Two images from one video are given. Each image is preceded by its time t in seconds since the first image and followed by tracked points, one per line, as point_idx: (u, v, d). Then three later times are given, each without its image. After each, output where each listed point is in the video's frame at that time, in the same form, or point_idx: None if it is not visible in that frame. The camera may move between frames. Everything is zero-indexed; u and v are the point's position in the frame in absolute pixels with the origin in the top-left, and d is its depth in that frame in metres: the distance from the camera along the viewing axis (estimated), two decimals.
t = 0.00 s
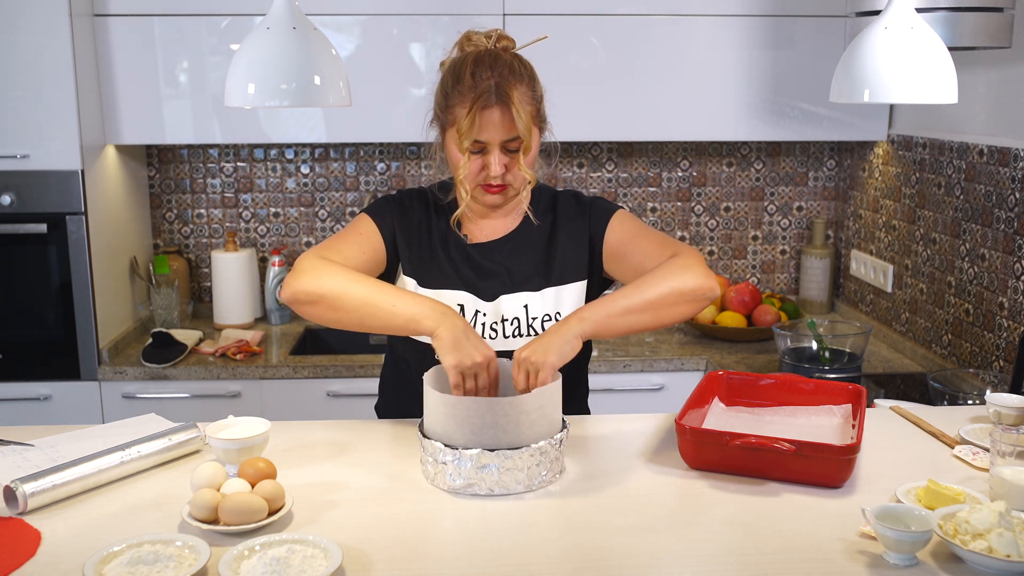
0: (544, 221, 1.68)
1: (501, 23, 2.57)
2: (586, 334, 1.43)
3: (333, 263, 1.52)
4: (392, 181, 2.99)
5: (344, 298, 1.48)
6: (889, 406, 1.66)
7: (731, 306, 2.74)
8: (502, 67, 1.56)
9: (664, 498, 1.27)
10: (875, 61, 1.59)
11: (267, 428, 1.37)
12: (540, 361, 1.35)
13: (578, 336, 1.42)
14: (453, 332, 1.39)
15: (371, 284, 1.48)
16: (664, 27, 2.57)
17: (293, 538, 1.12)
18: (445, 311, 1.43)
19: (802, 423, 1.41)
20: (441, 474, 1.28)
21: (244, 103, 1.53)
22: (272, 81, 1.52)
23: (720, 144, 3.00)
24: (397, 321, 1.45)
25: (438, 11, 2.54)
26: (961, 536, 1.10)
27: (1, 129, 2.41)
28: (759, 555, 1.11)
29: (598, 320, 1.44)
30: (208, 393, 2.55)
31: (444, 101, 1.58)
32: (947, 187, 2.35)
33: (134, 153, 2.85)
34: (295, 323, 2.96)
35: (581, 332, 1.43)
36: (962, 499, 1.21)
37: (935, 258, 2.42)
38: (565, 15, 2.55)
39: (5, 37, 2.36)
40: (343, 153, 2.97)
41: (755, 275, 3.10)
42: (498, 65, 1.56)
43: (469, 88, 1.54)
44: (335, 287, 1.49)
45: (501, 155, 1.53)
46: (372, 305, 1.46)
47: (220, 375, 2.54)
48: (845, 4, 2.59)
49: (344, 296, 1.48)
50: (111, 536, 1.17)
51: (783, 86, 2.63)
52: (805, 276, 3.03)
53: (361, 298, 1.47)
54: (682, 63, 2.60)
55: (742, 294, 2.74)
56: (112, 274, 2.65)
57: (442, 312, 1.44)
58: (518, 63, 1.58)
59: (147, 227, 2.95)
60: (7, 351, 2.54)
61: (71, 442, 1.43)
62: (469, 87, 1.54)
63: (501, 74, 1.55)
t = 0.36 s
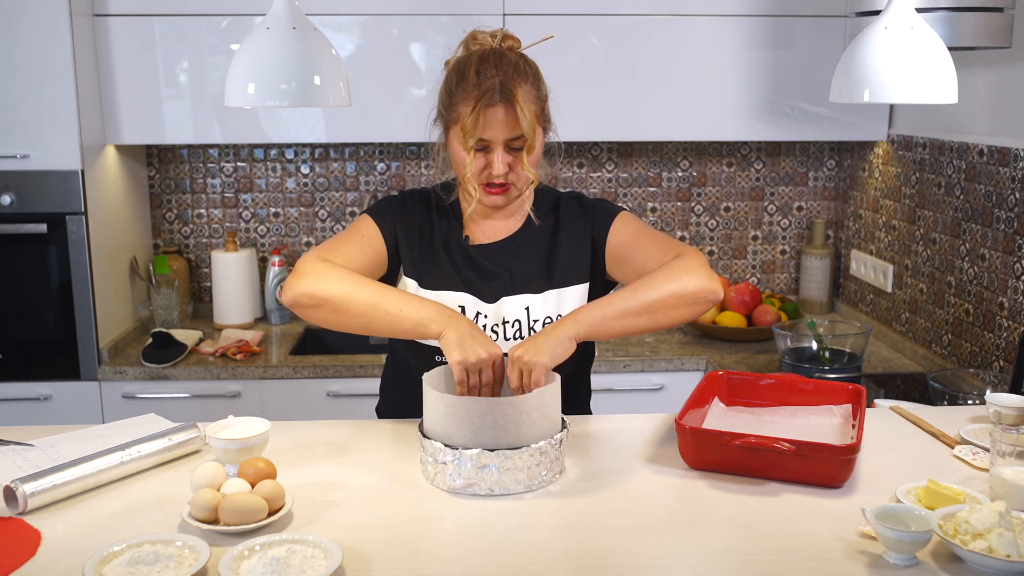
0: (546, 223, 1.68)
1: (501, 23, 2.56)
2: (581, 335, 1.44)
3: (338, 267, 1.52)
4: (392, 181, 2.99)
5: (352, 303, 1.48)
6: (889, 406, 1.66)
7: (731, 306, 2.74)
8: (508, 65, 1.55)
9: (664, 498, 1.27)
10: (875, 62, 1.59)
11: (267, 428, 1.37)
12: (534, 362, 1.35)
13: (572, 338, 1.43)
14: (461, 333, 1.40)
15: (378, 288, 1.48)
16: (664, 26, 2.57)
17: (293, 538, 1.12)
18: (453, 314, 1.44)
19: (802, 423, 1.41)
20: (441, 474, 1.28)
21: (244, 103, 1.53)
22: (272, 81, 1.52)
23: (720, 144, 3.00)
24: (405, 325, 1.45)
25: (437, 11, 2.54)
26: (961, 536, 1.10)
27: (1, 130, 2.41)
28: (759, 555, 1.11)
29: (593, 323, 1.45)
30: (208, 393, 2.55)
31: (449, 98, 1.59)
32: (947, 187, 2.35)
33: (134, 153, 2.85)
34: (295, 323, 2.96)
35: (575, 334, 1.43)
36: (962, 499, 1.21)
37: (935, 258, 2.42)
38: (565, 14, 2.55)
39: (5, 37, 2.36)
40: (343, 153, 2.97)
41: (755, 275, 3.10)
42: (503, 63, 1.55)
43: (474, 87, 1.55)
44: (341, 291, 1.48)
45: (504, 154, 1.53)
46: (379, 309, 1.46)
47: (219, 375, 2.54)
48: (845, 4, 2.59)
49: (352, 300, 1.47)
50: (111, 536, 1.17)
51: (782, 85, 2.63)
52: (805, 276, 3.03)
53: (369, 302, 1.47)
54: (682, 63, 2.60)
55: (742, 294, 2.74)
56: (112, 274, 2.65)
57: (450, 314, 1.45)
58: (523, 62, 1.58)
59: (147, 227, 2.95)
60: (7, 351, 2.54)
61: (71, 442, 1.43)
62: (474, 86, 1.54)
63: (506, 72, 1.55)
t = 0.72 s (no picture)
0: (547, 224, 1.68)
1: (501, 23, 2.56)
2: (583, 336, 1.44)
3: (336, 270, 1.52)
4: (392, 181, 2.99)
5: (351, 305, 1.48)
6: (889, 406, 1.66)
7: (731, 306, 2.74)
8: (508, 64, 1.55)
9: (664, 498, 1.27)
10: (875, 62, 1.59)
11: (267, 428, 1.37)
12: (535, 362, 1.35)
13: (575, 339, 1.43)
14: (460, 333, 1.40)
15: (376, 289, 1.48)
16: (664, 26, 2.57)
17: (293, 538, 1.12)
18: (452, 314, 1.44)
19: (802, 423, 1.41)
20: (441, 475, 1.28)
21: (243, 103, 1.53)
22: (272, 81, 1.52)
23: (720, 144, 3.00)
24: (404, 326, 1.46)
25: (437, 11, 2.54)
26: (961, 536, 1.10)
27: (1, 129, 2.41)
28: (759, 555, 1.11)
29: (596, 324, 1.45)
30: (208, 393, 2.55)
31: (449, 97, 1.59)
32: (947, 187, 2.35)
33: (134, 153, 2.85)
34: (295, 323, 2.96)
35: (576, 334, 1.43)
36: (962, 499, 1.21)
37: (935, 258, 2.42)
38: (565, 14, 2.55)
39: (5, 37, 2.36)
40: (343, 153, 2.97)
41: (755, 275, 3.10)
42: (503, 62, 1.55)
43: (474, 86, 1.55)
44: (340, 294, 1.49)
45: (503, 153, 1.53)
46: (378, 310, 1.46)
47: (220, 375, 2.54)
48: (845, 4, 2.59)
49: (350, 302, 1.48)
50: (111, 536, 1.17)
51: (782, 85, 2.63)
52: (805, 276, 3.03)
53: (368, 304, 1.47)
54: (681, 63, 2.60)
55: (742, 294, 2.74)
56: (112, 274, 2.65)
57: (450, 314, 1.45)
58: (523, 62, 1.58)
59: (147, 227, 2.95)
60: (7, 351, 2.54)
61: (71, 442, 1.43)
62: (474, 85, 1.55)
63: (506, 71, 1.55)
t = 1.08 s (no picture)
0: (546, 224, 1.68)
1: (501, 23, 2.56)
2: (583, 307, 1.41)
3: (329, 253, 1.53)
4: (392, 181, 2.99)
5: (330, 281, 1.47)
6: (889, 406, 1.66)
7: (732, 306, 2.74)
8: (505, 65, 1.55)
9: (664, 498, 1.27)
10: (875, 62, 1.59)
11: (267, 428, 1.37)
12: (542, 340, 1.35)
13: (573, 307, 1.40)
14: (438, 318, 1.38)
15: (359, 270, 1.47)
16: (664, 26, 2.57)
17: (293, 538, 1.12)
18: (433, 297, 1.41)
19: (802, 423, 1.41)
20: (441, 475, 1.28)
21: (243, 103, 1.53)
22: (272, 81, 1.52)
23: (720, 144, 3.00)
24: (385, 307, 1.43)
25: (437, 11, 2.54)
26: (961, 536, 1.10)
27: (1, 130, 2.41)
28: (759, 555, 1.11)
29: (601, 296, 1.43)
30: (208, 393, 2.55)
31: (448, 97, 1.59)
32: (947, 187, 2.35)
33: (134, 153, 2.85)
34: (295, 323, 2.96)
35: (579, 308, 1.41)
36: (962, 499, 1.21)
37: (935, 258, 2.42)
38: (564, 14, 2.55)
39: (5, 37, 2.36)
40: (343, 153, 2.97)
41: (755, 275, 3.11)
42: (501, 62, 1.55)
43: (472, 85, 1.55)
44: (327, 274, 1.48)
45: (500, 152, 1.53)
46: (361, 291, 1.45)
47: (220, 375, 2.54)
48: (845, 4, 2.59)
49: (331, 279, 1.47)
50: (111, 537, 1.17)
51: (782, 85, 2.63)
52: (805, 276, 3.03)
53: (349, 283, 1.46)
54: (681, 63, 2.60)
55: (742, 294, 2.74)
56: (112, 274, 2.65)
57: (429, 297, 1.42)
58: (521, 61, 1.58)
59: (147, 228, 2.95)
60: (7, 351, 2.54)
61: (71, 442, 1.43)
62: (472, 84, 1.55)
63: (504, 71, 1.54)
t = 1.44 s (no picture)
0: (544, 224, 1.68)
1: (501, 23, 2.56)
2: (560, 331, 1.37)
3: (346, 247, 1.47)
4: (392, 181, 2.99)
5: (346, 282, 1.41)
6: (889, 406, 1.66)
7: (732, 306, 2.74)
8: (505, 62, 1.55)
9: (664, 498, 1.27)
10: (875, 62, 1.59)
11: (266, 429, 1.37)
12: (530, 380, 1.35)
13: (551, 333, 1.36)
14: (460, 358, 1.35)
15: (380, 277, 1.42)
16: (664, 26, 2.57)
17: (293, 538, 1.12)
18: (459, 336, 1.38)
19: (801, 423, 1.41)
20: (441, 475, 1.28)
21: (243, 103, 1.53)
22: (272, 81, 1.51)
23: (720, 144, 3.00)
24: (408, 328, 1.38)
25: (437, 11, 2.54)
26: (961, 536, 1.10)
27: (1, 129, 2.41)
28: (759, 555, 1.11)
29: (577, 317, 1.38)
30: (208, 393, 2.55)
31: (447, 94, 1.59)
32: (947, 187, 2.35)
33: (134, 153, 2.85)
34: (295, 323, 2.96)
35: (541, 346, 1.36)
36: (962, 498, 1.21)
37: (935, 258, 2.42)
38: (564, 14, 2.55)
39: (5, 37, 2.36)
40: (343, 153, 2.97)
41: (755, 275, 3.11)
42: (501, 60, 1.55)
43: (471, 82, 1.55)
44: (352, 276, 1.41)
45: (499, 149, 1.53)
46: (388, 307, 1.39)
47: (219, 375, 2.54)
48: (845, 4, 2.59)
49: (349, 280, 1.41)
50: (111, 537, 1.17)
51: (782, 86, 2.63)
52: (805, 276, 3.03)
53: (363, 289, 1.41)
54: (681, 63, 2.60)
55: (742, 294, 2.74)
56: (112, 273, 2.65)
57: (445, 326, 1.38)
58: (521, 60, 1.58)
59: (147, 228, 2.95)
60: (7, 351, 2.54)
61: (71, 442, 1.43)
62: (471, 80, 1.54)
63: (504, 69, 1.54)
